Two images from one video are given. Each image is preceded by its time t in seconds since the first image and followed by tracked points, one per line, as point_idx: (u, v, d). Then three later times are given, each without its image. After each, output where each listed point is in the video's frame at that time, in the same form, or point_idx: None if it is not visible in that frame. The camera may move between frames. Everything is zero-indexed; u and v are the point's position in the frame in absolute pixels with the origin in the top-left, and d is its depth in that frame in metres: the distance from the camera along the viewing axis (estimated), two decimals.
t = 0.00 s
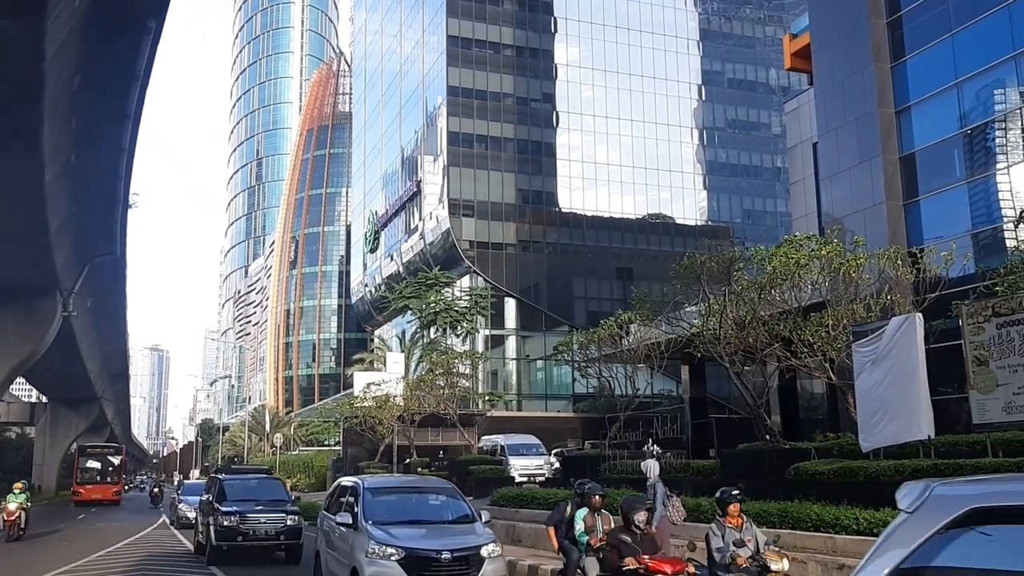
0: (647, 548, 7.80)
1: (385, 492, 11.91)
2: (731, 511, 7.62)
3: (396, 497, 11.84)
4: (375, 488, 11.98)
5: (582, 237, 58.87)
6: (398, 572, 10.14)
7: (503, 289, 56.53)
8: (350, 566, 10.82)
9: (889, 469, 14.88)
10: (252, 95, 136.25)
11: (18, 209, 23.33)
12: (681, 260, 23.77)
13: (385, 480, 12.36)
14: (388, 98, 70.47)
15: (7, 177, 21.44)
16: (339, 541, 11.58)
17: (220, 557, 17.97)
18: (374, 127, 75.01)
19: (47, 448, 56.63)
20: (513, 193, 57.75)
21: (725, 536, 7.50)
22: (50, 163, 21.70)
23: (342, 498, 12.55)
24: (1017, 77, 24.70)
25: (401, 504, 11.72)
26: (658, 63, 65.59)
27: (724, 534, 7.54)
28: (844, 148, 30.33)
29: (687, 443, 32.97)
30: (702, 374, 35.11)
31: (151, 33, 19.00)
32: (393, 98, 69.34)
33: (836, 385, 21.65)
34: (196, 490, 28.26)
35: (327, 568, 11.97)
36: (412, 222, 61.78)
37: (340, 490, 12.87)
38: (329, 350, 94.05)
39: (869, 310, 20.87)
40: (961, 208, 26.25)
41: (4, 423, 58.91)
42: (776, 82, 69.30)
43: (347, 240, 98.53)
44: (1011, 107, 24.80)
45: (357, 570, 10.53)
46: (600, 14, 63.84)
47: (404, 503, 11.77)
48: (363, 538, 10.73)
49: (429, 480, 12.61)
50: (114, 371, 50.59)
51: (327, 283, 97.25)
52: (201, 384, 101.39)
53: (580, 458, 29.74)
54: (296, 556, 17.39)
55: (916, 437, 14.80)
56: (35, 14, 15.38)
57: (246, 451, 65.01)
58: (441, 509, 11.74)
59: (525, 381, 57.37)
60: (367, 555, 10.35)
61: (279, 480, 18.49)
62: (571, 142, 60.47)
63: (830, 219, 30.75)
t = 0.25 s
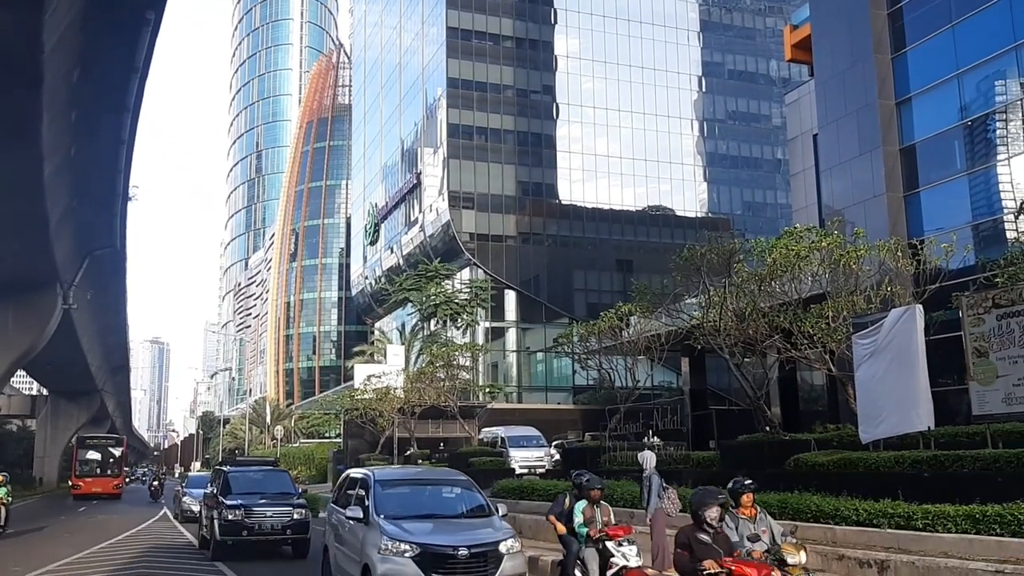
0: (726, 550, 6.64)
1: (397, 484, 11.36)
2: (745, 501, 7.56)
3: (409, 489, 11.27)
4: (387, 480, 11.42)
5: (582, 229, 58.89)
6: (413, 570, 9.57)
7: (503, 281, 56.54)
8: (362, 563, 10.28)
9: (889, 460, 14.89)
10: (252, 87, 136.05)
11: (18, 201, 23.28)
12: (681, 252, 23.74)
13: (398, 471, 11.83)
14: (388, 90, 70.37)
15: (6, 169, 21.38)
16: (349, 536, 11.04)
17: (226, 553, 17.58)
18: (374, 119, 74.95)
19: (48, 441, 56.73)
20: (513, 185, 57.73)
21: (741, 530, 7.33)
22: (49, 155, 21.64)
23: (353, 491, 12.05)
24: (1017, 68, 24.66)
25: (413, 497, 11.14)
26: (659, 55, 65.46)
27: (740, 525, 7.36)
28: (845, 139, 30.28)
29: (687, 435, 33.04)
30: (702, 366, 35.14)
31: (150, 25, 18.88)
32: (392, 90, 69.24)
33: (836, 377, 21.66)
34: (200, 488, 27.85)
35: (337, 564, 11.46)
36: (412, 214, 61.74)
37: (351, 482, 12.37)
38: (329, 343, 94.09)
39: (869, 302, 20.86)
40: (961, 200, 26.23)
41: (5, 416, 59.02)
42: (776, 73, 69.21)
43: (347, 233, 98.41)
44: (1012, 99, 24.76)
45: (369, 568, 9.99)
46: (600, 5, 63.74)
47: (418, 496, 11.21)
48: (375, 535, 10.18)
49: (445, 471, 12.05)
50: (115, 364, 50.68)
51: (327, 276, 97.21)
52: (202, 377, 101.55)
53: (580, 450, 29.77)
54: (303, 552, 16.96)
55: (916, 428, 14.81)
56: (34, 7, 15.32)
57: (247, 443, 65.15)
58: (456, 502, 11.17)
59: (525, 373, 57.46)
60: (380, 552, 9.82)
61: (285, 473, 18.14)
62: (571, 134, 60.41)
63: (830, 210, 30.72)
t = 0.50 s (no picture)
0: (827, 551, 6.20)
1: (407, 477, 11.05)
2: (760, 494, 7.82)
3: (419, 482, 10.99)
4: (398, 473, 11.10)
5: (581, 222, 58.84)
6: (428, 567, 9.26)
7: (502, 274, 56.56)
8: (374, 559, 9.98)
9: (887, 452, 14.96)
10: (251, 79, 135.81)
11: (16, 193, 23.24)
12: (681, 244, 23.71)
13: (407, 462, 11.51)
14: (387, 82, 70.23)
15: (5, 162, 21.38)
16: (360, 531, 10.75)
17: (229, 548, 17.39)
18: (373, 111, 74.83)
19: (48, 433, 56.78)
20: (512, 178, 57.67)
21: (755, 522, 7.63)
22: (48, 147, 21.60)
23: (361, 483, 11.75)
24: (1018, 60, 24.62)
25: (425, 490, 10.84)
26: (658, 46, 65.32)
27: (755, 518, 7.67)
28: (845, 131, 30.23)
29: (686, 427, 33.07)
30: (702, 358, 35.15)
31: (149, 17, 18.80)
32: (391, 82, 69.11)
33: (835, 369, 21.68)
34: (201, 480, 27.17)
35: (347, 559, 11.19)
36: (411, 206, 61.66)
37: (359, 474, 12.06)
38: (329, 335, 94.08)
39: (868, 294, 20.85)
40: (961, 191, 26.21)
41: (5, 408, 59.17)
42: (776, 65, 69.07)
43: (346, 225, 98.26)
44: (1012, 90, 24.72)
45: (381, 564, 9.68)
46: None
47: (429, 489, 10.91)
48: (386, 529, 9.86)
49: (455, 462, 11.75)
50: (114, 356, 50.71)
51: (327, 268, 97.11)
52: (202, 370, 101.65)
53: (579, 442, 29.81)
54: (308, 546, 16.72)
55: (914, 420, 14.83)
56: None
57: (247, 435, 65.26)
58: (468, 494, 10.88)
59: (524, 365, 57.49)
60: (392, 548, 9.51)
61: (290, 466, 17.99)
62: (570, 126, 60.34)
63: (830, 202, 30.69)
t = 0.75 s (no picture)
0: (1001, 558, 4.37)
1: (419, 466, 10.31)
2: (778, 486, 7.47)
3: (434, 472, 10.23)
4: (410, 463, 10.34)
5: (581, 212, 58.79)
6: (445, 564, 8.52)
7: (501, 265, 56.59)
8: (386, 555, 9.26)
9: (886, 442, 14.89)
10: (250, 69, 135.50)
11: (15, 183, 23.19)
12: (680, 235, 23.66)
13: (418, 451, 10.76)
14: (386, 72, 70.07)
15: (4, 151, 21.34)
16: (370, 525, 10.01)
17: (232, 541, 16.89)
18: (372, 101, 74.68)
19: (47, 423, 56.81)
20: (511, 168, 57.58)
21: (771, 513, 7.38)
22: (47, 136, 21.53)
23: (370, 474, 11.01)
24: (1017, 50, 24.56)
25: (440, 481, 10.08)
26: (658, 36, 65.17)
27: (770, 509, 7.43)
28: (844, 122, 30.19)
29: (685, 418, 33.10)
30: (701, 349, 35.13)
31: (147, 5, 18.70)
32: (390, 72, 68.96)
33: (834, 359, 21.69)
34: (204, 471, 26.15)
35: (356, 554, 10.48)
36: (410, 197, 61.56)
37: (368, 465, 11.31)
38: (328, 326, 94.08)
39: (867, 285, 20.83)
40: (960, 182, 26.20)
41: (4, 398, 59.20)
42: (776, 55, 68.94)
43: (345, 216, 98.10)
44: (1011, 81, 24.68)
45: (395, 560, 8.96)
46: None
47: (443, 479, 10.17)
48: (400, 523, 9.13)
49: (471, 451, 11.01)
50: (113, 346, 50.73)
51: (326, 259, 97.01)
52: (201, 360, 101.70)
53: (578, 432, 29.83)
54: (313, 539, 16.22)
55: (913, 410, 14.87)
56: None
57: (246, 426, 65.36)
58: (484, 485, 10.15)
59: (523, 356, 57.55)
60: (407, 543, 8.78)
61: (294, 456, 17.50)
62: (570, 116, 60.25)
63: (829, 193, 30.69)
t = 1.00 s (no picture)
0: None
1: (433, 461, 9.75)
2: (795, 482, 7.36)
3: (450, 466, 9.70)
4: (423, 457, 9.81)
5: (581, 206, 58.70)
6: (464, 564, 8.01)
7: (502, 259, 56.54)
8: (401, 554, 8.75)
9: (886, 436, 14.88)
10: (250, 62, 135.26)
11: (14, 176, 23.14)
12: (681, 229, 23.58)
13: (432, 444, 10.24)
14: (387, 65, 69.90)
15: (3, 144, 21.30)
16: (383, 522, 9.51)
17: (235, 538, 16.34)
18: (372, 94, 74.54)
19: (48, 415, 56.83)
20: (512, 162, 57.50)
21: (787, 509, 7.29)
22: (46, 129, 21.47)
23: (381, 469, 10.50)
24: (1020, 44, 24.46)
25: (456, 476, 9.54)
26: (659, 30, 65.01)
27: (787, 504, 7.34)
28: (846, 115, 30.10)
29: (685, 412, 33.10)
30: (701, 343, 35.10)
31: None
32: (391, 65, 68.79)
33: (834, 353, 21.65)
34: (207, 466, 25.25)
35: (369, 553, 9.94)
36: (411, 190, 61.45)
37: (380, 458, 10.80)
38: (329, 319, 94.07)
39: (868, 279, 20.78)
40: (962, 176, 26.14)
41: (5, 391, 59.22)
42: (778, 49, 68.74)
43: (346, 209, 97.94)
44: (1014, 75, 24.58)
45: (411, 559, 8.44)
46: None
47: (458, 474, 9.60)
48: (416, 519, 8.61)
49: (487, 445, 10.44)
50: (114, 340, 50.73)
51: (326, 252, 96.94)
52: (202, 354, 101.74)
53: (578, 426, 29.81)
54: (319, 536, 15.64)
55: (913, 404, 14.82)
56: None
57: (247, 419, 65.39)
58: (500, 480, 9.57)
59: (524, 350, 57.52)
60: (424, 541, 8.27)
61: (299, 448, 16.94)
62: (571, 109, 60.13)
63: (831, 187, 30.64)
